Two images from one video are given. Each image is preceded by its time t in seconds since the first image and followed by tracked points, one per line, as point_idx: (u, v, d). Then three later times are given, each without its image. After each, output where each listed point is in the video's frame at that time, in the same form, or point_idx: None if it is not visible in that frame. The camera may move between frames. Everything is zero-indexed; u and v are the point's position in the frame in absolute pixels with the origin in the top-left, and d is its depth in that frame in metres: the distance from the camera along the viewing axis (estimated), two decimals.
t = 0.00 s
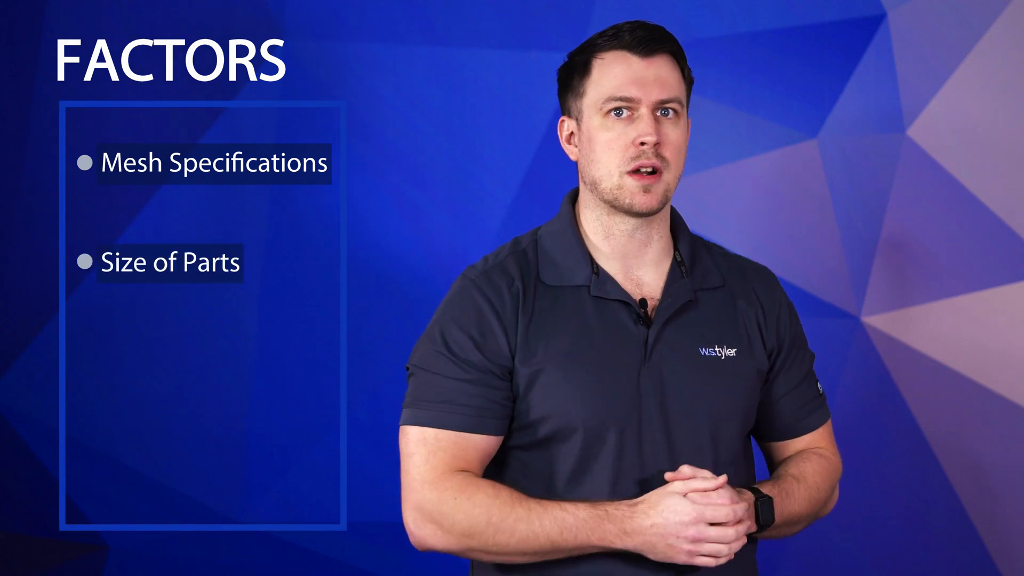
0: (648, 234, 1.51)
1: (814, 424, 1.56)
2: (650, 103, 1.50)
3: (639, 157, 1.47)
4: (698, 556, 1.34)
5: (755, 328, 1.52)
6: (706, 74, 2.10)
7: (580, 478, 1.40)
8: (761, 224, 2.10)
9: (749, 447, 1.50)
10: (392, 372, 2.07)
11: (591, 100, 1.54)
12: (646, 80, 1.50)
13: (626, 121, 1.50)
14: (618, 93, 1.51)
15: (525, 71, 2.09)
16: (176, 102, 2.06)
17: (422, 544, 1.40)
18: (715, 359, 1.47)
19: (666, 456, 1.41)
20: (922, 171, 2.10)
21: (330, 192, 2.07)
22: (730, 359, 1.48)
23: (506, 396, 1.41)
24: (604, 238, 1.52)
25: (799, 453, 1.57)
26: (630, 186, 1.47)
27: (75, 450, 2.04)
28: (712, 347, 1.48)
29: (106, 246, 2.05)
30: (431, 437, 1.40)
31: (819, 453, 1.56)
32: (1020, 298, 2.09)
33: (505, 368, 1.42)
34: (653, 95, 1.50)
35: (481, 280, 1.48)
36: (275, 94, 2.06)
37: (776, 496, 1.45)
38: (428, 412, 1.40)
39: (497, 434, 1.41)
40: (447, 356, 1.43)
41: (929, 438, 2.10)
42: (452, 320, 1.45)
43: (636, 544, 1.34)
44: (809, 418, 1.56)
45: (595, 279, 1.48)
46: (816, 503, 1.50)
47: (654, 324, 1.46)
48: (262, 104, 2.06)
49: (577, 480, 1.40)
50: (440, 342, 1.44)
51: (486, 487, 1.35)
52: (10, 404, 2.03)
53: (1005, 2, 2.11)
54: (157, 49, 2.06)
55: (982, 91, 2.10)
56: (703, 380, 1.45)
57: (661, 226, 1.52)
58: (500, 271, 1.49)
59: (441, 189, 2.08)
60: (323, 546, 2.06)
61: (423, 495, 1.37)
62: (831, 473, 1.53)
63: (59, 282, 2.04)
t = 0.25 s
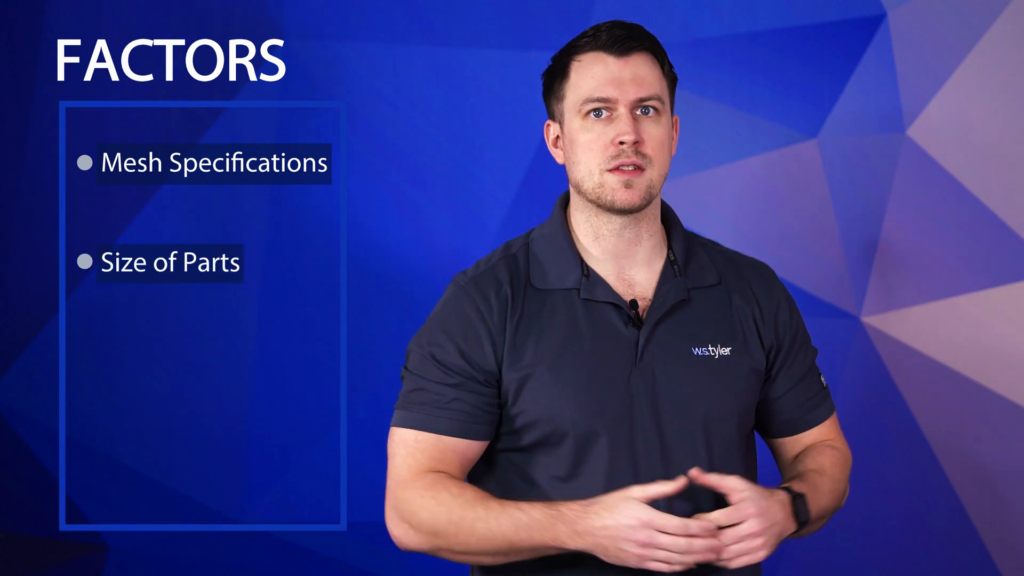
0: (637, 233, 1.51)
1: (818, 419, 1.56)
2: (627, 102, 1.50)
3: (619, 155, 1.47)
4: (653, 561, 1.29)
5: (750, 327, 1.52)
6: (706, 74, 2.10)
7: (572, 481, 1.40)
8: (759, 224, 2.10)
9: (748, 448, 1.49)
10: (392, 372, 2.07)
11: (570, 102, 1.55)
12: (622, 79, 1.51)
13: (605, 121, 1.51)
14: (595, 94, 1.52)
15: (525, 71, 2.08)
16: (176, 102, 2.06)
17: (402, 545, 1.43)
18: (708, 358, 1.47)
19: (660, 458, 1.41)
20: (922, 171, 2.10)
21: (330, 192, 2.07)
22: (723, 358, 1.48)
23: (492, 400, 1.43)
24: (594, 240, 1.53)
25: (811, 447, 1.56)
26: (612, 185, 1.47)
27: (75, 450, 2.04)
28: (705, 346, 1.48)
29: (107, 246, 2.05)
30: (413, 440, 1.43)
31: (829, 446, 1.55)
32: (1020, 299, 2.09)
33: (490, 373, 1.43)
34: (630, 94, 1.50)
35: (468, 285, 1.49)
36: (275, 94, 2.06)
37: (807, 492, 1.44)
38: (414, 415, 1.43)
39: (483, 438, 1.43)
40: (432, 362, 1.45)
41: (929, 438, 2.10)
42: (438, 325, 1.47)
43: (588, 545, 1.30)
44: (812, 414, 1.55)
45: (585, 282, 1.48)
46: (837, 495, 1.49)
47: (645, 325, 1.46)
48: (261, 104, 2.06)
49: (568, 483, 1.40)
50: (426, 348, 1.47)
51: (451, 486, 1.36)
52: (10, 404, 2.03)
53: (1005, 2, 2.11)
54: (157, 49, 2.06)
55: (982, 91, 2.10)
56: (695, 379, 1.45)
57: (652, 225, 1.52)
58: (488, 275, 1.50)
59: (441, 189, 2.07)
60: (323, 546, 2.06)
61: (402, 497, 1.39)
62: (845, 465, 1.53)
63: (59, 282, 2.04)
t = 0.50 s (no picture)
0: (636, 232, 1.51)
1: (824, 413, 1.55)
2: (623, 101, 1.50)
3: (619, 157, 1.47)
4: (542, 483, 1.12)
5: (749, 325, 1.51)
6: (706, 74, 2.10)
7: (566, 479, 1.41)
8: (759, 224, 2.10)
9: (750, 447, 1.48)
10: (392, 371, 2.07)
11: (565, 105, 1.56)
12: (616, 78, 1.51)
13: (601, 123, 1.51)
14: (589, 96, 1.52)
15: (525, 71, 2.08)
16: (176, 102, 2.06)
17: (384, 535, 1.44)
18: (705, 356, 1.47)
19: (656, 455, 1.41)
20: (922, 171, 2.10)
21: (330, 192, 2.07)
22: (721, 356, 1.47)
23: (482, 397, 1.44)
24: (592, 241, 1.53)
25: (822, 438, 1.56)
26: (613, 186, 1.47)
27: (75, 450, 2.04)
28: (703, 345, 1.47)
29: (107, 246, 2.05)
30: (399, 431, 1.42)
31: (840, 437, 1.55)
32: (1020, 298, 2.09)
33: (479, 368, 1.43)
34: (624, 93, 1.51)
35: (459, 284, 1.50)
36: (275, 94, 2.06)
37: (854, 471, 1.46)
38: (402, 409, 1.43)
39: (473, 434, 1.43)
40: (422, 358, 1.45)
41: (929, 437, 2.09)
42: (427, 323, 1.48)
43: (487, 489, 1.18)
44: (817, 409, 1.55)
45: (580, 280, 1.48)
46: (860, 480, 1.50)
47: (642, 323, 1.46)
48: (261, 103, 2.06)
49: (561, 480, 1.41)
50: (415, 345, 1.47)
51: (402, 462, 1.35)
52: (10, 404, 2.04)
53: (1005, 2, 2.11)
54: (157, 49, 2.06)
55: (982, 91, 2.10)
56: (691, 378, 1.44)
57: (650, 224, 1.52)
58: (481, 275, 1.51)
59: (441, 189, 2.07)
60: (323, 546, 2.06)
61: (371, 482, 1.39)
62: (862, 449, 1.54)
63: (59, 281, 2.04)
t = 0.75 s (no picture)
0: (642, 230, 1.51)
1: (817, 418, 1.55)
2: (636, 99, 1.50)
3: (635, 154, 1.47)
4: (619, 537, 1.24)
5: (748, 324, 1.52)
6: (706, 74, 2.10)
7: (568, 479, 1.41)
8: (759, 223, 2.10)
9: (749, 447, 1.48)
10: (392, 371, 2.07)
11: (576, 104, 1.54)
12: (627, 77, 1.51)
13: (614, 121, 1.50)
14: (600, 95, 1.51)
15: (525, 71, 2.08)
16: (176, 102, 2.06)
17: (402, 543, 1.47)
18: (705, 356, 1.47)
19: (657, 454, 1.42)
20: (922, 171, 2.10)
21: (330, 192, 2.07)
22: (721, 356, 1.48)
23: (488, 401, 1.44)
24: (595, 241, 1.53)
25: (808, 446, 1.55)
26: (630, 184, 1.47)
27: (75, 450, 2.04)
28: (702, 344, 1.47)
29: (107, 246, 2.05)
30: (408, 441, 1.44)
31: (827, 445, 1.54)
32: (1020, 298, 2.09)
33: (484, 372, 1.44)
34: (635, 92, 1.50)
35: (460, 287, 1.50)
36: (275, 94, 2.06)
37: (801, 484, 1.44)
38: (409, 415, 1.45)
39: (479, 439, 1.45)
40: (426, 363, 1.46)
41: (929, 437, 2.09)
42: (430, 326, 1.48)
43: (556, 532, 1.27)
44: (811, 413, 1.55)
45: (581, 280, 1.48)
46: (831, 494, 1.48)
47: (642, 323, 1.46)
48: (261, 103, 2.06)
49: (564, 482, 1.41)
50: (419, 349, 1.48)
51: (432, 481, 1.38)
52: (9, 404, 2.03)
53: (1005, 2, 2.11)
54: (157, 49, 2.06)
55: (982, 90, 2.10)
56: (691, 378, 1.45)
57: (653, 223, 1.53)
58: (482, 277, 1.51)
59: (441, 189, 2.07)
60: (323, 546, 2.06)
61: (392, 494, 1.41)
62: (843, 464, 1.52)
63: (59, 281, 2.04)
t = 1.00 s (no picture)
0: (642, 233, 1.51)
1: (814, 420, 1.55)
2: (641, 105, 1.49)
3: (636, 161, 1.46)
4: (681, 555, 1.35)
5: (748, 325, 1.52)
6: (706, 74, 2.10)
7: (570, 479, 1.41)
8: (760, 224, 2.10)
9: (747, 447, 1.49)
10: (392, 371, 2.07)
11: (580, 107, 1.53)
12: (633, 83, 1.49)
13: (618, 127, 1.49)
14: (606, 99, 1.50)
15: (525, 71, 2.08)
16: (176, 102, 2.06)
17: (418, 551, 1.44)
18: (706, 357, 1.47)
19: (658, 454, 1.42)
20: (922, 171, 2.10)
21: (330, 192, 2.07)
22: (722, 356, 1.48)
23: (493, 400, 1.43)
24: (596, 241, 1.52)
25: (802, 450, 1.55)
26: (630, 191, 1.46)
27: (75, 450, 2.04)
28: (701, 345, 1.47)
29: (107, 246, 2.05)
30: (416, 441, 1.43)
31: (820, 450, 1.54)
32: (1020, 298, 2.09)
33: (490, 372, 1.43)
34: (640, 98, 1.49)
35: (466, 285, 1.49)
36: (275, 94, 2.06)
37: (773, 494, 1.44)
38: (416, 417, 1.43)
39: (485, 440, 1.44)
40: (433, 362, 1.45)
41: (929, 437, 2.09)
42: (437, 325, 1.47)
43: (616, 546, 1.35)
44: (809, 415, 1.55)
45: (583, 281, 1.48)
46: (815, 500, 1.49)
47: (644, 323, 1.46)
48: (261, 103, 2.06)
49: (567, 481, 1.41)
50: (425, 348, 1.47)
51: (469, 490, 1.38)
52: (9, 404, 2.03)
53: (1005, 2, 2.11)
54: (157, 49, 2.06)
55: (982, 90, 2.10)
56: (692, 378, 1.45)
57: (653, 225, 1.52)
58: (486, 275, 1.50)
59: (441, 188, 2.07)
60: (323, 546, 2.06)
61: (408, 499, 1.40)
62: (833, 471, 1.52)
63: (60, 281, 2.04)
